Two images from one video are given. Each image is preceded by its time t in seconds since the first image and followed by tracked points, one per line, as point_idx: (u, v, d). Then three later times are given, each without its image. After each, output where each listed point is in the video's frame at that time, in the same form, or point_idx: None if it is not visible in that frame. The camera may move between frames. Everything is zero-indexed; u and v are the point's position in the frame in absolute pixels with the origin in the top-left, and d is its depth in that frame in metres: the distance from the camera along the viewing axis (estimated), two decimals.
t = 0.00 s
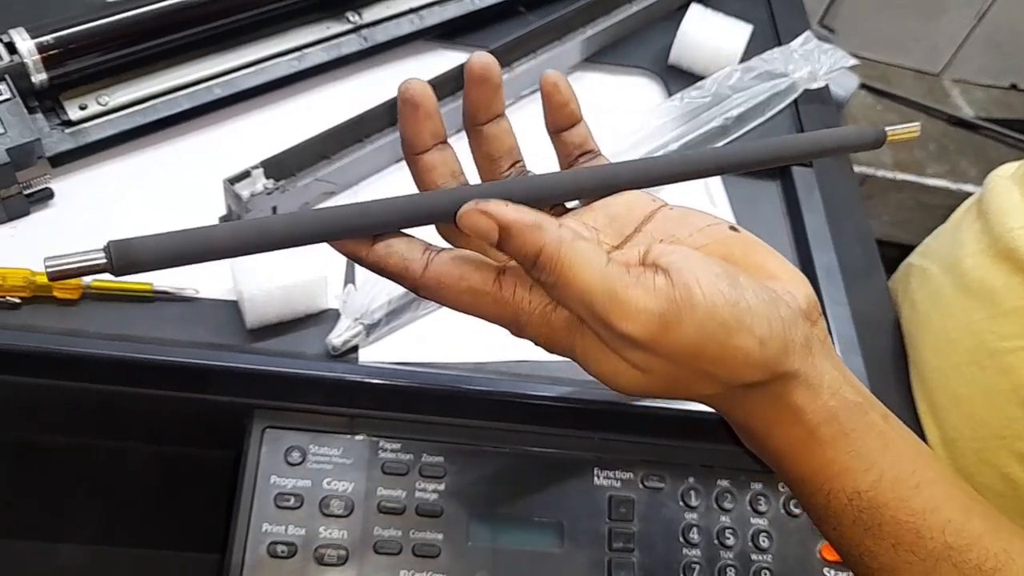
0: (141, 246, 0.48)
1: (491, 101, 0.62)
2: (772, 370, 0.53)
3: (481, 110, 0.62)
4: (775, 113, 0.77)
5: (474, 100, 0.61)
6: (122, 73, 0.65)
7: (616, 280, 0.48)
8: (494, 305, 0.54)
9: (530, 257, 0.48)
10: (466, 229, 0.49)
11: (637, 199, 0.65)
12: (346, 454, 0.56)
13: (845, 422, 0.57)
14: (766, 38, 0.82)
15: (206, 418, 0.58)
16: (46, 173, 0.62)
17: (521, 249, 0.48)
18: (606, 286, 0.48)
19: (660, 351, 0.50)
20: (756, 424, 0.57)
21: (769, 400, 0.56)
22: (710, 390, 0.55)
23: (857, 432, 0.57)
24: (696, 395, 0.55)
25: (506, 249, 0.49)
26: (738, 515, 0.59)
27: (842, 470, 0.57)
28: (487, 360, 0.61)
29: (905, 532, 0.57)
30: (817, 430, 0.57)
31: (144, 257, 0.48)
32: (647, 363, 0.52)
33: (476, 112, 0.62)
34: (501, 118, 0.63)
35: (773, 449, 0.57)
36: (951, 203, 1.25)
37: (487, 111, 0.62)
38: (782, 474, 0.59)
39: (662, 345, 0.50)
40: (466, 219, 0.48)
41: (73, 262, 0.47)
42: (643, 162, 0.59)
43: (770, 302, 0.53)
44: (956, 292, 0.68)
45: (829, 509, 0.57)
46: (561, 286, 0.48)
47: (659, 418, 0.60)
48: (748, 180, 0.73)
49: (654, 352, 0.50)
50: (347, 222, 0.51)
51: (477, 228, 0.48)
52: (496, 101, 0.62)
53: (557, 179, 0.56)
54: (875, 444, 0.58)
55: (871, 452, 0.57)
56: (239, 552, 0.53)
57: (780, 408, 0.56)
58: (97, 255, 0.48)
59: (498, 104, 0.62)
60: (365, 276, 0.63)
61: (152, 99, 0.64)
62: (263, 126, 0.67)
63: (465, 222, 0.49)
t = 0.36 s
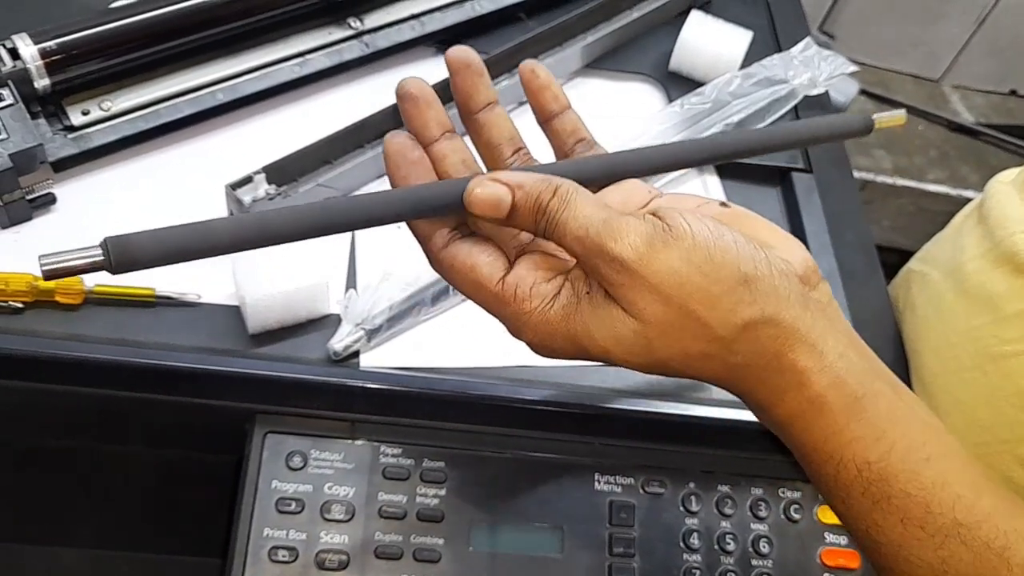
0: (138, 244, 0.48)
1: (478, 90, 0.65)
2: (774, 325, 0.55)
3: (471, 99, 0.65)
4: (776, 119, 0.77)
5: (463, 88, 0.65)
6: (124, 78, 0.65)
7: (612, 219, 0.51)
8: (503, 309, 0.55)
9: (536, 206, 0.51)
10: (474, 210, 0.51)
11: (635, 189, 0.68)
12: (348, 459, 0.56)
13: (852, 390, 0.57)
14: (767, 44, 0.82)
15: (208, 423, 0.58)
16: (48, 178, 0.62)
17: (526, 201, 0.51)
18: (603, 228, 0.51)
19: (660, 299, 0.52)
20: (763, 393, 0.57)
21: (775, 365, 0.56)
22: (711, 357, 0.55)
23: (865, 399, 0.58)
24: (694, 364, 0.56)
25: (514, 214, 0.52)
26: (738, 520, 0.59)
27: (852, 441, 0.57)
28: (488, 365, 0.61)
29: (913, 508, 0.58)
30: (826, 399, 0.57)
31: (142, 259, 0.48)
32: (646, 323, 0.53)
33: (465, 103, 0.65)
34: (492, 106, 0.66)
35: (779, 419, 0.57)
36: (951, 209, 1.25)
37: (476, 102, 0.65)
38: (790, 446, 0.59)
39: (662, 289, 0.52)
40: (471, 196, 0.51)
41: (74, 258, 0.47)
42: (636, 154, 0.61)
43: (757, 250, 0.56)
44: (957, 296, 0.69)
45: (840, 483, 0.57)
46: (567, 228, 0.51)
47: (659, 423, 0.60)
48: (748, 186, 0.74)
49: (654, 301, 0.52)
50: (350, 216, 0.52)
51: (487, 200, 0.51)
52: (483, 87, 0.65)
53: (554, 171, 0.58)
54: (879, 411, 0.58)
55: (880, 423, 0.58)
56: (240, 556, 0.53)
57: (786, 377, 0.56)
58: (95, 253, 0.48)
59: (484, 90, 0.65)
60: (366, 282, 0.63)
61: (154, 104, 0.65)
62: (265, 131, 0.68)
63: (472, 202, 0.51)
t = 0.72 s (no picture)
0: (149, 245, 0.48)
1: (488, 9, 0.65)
2: (801, 242, 0.52)
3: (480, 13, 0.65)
4: (779, 120, 0.77)
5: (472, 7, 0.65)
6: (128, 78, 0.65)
7: (649, 123, 0.49)
8: (518, 218, 0.54)
9: (571, 105, 0.50)
10: (511, 108, 0.49)
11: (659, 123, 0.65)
12: (350, 459, 0.56)
13: (881, 318, 0.54)
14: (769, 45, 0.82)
15: (212, 423, 0.58)
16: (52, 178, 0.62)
17: (563, 97, 0.49)
18: (639, 128, 0.49)
19: (690, 205, 0.50)
20: (784, 311, 0.54)
21: (803, 287, 0.53)
22: (737, 273, 0.52)
23: (892, 321, 0.55)
24: (715, 279, 0.53)
25: (549, 113, 0.50)
26: (741, 522, 0.59)
27: (876, 366, 0.55)
28: (491, 365, 0.60)
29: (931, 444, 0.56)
30: (853, 321, 0.54)
31: (162, 146, 0.44)
32: (671, 233, 0.51)
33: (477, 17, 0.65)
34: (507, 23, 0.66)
35: (801, 338, 0.55)
36: (954, 210, 1.25)
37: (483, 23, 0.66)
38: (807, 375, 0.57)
39: (696, 196, 0.49)
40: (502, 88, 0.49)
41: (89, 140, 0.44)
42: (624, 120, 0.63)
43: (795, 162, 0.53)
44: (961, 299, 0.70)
45: (860, 413, 0.55)
46: (600, 128, 0.49)
47: (663, 424, 0.60)
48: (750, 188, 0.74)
49: (684, 209, 0.50)
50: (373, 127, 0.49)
51: (523, 93, 0.49)
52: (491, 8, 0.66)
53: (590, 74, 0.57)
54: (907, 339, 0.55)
55: (908, 351, 0.55)
56: (243, 556, 0.53)
57: (812, 297, 0.53)
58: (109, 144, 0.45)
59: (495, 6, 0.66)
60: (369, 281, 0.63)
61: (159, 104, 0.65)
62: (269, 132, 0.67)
63: (507, 99, 0.49)
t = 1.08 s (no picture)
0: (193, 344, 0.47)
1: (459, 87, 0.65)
2: (786, 294, 0.53)
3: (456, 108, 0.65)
4: (787, 123, 0.76)
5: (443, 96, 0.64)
6: (137, 79, 0.65)
7: (618, 192, 0.52)
8: (518, 299, 0.56)
9: (551, 189, 0.51)
10: (489, 207, 0.51)
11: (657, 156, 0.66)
12: (358, 461, 0.57)
13: (879, 366, 0.55)
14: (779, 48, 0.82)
15: (220, 425, 0.58)
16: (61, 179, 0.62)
17: (540, 186, 0.51)
18: (609, 198, 0.51)
19: (677, 265, 0.52)
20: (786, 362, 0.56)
21: (800, 337, 0.54)
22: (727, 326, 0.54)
23: (897, 370, 0.55)
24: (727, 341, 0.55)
25: (531, 203, 0.52)
26: (748, 526, 0.58)
27: (881, 411, 0.55)
28: (497, 367, 0.60)
29: (944, 487, 0.56)
30: (853, 372, 0.55)
31: (195, 363, 0.47)
32: (669, 296, 0.53)
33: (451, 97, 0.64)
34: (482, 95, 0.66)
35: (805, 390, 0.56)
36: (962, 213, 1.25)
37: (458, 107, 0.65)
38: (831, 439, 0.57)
39: (681, 258, 0.52)
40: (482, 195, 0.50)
41: (133, 384, 0.45)
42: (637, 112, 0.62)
43: (768, 216, 0.54)
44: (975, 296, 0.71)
45: (868, 460, 0.56)
46: (576, 206, 0.51)
47: (670, 428, 0.59)
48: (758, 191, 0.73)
49: (679, 271, 0.52)
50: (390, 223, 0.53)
51: (504, 193, 0.50)
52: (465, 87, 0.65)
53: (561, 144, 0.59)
54: (905, 383, 0.55)
55: (909, 396, 0.56)
56: (250, 557, 0.54)
57: (808, 346, 0.54)
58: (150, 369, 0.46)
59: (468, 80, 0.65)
60: (377, 285, 0.63)
61: (167, 106, 0.65)
62: (276, 134, 0.67)
63: (487, 200, 0.50)
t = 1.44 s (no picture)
0: (268, 333, 0.48)
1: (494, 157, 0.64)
2: (818, 294, 0.54)
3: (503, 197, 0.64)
4: (793, 132, 0.77)
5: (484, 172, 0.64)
6: (149, 85, 0.65)
7: (652, 189, 0.53)
8: (551, 304, 0.56)
9: (586, 187, 0.53)
10: (530, 199, 0.54)
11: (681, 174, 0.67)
12: (365, 467, 0.57)
13: (912, 376, 0.55)
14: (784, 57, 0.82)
15: (229, 430, 0.59)
16: (72, 185, 0.63)
17: (576, 184, 0.54)
18: (644, 194, 0.53)
19: (714, 267, 0.53)
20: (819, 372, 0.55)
21: (834, 341, 0.54)
22: (766, 336, 0.54)
23: (930, 381, 0.55)
24: (759, 354, 0.55)
25: (565, 203, 0.55)
26: (753, 534, 0.59)
27: (912, 420, 0.55)
28: (502, 373, 0.61)
29: (977, 501, 0.55)
30: (889, 380, 0.54)
31: (268, 351, 0.48)
32: (704, 303, 0.53)
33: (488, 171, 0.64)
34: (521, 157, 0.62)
35: (838, 400, 0.55)
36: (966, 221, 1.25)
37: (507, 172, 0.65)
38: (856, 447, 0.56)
39: (716, 257, 0.53)
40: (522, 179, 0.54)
41: (211, 368, 0.46)
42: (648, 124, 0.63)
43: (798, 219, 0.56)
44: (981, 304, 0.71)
45: (898, 471, 0.55)
46: (612, 201, 0.53)
47: (674, 436, 0.60)
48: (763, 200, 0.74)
49: (714, 273, 0.53)
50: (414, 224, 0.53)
51: (541, 185, 0.53)
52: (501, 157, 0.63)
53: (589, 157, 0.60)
54: (935, 395, 0.55)
55: (939, 408, 0.55)
56: (258, 561, 0.54)
57: (841, 351, 0.54)
58: (225, 355, 0.46)
59: (500, 154, 0.63)
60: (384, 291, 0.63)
61: (179, 112, 0.65)
62: (286, 141, 0.68)
63: (527, 190, 0.54)
